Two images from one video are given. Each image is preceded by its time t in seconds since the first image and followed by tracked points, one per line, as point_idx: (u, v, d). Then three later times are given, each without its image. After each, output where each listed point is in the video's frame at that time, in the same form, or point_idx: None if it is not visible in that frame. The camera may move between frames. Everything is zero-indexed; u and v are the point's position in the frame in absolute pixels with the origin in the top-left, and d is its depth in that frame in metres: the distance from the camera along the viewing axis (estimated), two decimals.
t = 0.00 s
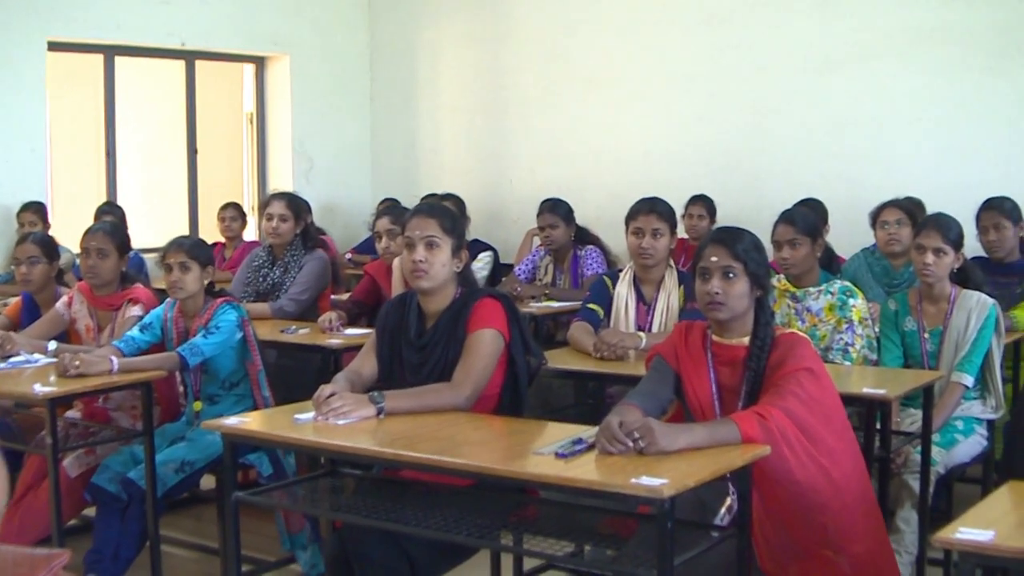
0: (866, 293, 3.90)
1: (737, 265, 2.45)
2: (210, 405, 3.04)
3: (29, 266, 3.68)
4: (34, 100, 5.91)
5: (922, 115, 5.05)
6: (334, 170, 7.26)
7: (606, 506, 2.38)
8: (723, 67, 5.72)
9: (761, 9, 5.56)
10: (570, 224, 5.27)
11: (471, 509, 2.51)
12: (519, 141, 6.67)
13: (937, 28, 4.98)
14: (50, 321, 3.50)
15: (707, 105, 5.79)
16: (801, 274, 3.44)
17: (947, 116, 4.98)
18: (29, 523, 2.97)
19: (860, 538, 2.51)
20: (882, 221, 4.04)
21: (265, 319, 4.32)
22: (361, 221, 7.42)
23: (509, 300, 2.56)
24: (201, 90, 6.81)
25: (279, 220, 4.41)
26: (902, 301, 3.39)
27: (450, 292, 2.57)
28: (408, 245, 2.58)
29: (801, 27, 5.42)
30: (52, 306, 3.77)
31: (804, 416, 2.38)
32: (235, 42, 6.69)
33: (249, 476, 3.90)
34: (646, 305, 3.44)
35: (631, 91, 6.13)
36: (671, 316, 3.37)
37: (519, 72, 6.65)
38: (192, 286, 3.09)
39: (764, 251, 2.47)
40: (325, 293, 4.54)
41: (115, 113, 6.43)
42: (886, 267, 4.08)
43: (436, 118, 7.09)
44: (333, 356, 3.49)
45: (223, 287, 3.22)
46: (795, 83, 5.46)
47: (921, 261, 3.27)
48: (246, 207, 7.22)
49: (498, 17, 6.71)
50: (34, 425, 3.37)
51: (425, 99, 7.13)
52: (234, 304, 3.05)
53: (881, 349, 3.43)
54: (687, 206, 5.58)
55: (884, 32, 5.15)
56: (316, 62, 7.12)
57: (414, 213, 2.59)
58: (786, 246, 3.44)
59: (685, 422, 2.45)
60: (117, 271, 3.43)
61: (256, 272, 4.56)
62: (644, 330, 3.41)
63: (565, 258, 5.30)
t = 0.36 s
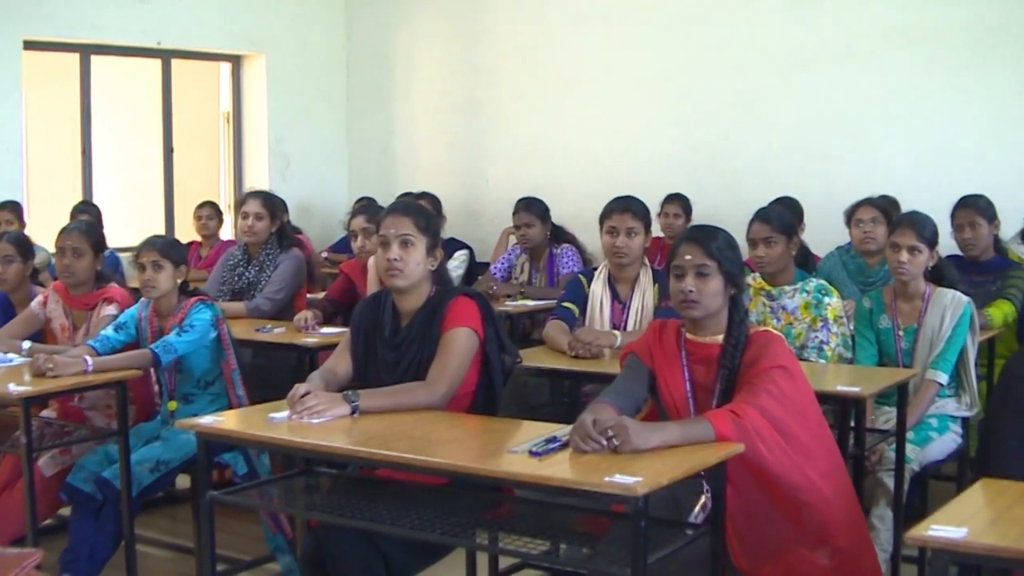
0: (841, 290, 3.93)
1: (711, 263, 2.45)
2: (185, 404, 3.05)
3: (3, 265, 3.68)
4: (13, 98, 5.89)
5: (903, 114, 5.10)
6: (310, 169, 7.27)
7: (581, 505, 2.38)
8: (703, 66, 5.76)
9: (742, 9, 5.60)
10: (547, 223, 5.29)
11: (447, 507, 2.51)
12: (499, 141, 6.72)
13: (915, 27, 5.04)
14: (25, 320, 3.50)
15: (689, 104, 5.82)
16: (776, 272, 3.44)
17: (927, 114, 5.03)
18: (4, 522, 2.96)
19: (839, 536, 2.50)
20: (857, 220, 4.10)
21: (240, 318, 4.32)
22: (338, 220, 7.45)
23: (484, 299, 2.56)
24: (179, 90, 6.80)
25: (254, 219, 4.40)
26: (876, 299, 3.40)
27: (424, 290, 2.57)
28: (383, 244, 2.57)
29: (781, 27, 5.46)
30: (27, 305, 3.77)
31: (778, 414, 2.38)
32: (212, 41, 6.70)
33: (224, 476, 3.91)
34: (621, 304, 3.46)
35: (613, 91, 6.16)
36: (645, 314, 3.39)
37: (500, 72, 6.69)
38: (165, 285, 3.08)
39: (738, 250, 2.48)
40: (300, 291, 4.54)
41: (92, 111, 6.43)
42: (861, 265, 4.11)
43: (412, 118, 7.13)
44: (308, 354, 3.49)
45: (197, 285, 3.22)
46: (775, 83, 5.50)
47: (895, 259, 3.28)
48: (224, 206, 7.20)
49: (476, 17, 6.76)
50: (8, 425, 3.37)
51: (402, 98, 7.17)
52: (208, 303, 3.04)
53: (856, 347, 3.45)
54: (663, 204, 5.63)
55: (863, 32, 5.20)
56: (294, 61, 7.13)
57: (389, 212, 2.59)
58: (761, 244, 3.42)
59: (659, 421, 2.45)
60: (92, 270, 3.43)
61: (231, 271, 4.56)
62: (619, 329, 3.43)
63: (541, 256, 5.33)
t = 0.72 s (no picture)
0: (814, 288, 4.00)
1: (682, 261, 2.45)
2: (157, 403, 3.07)
3: None
4: None
5: (881, 112, 5.20)
6: (285, 168, 7.27)
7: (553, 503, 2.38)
8: (683, 67, 5.83)
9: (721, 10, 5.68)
10: (521, 221, 5.27)
11: (420, 506, 2.51)
12: (478, 140, 6.77)
13: (892, 27, 5.14)
14: None
15: (669, 105, 5.90)
16: (747, 271, 3.43)
17: (905, 112, 5.13)
18: None
19: (813, 533, 2.50)
20: (830, 218, 4.09)
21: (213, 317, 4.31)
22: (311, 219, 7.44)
23: (456, 297, 2.56)
24: (153, 89, 6.80)
25: (227, 217, 4.39)
26: (849, 297, 3.40)
27: (397, 289, 2.56)
28: (356, 242, 2.57)
29: (760, 28, 5.54)
30: None
31: (750, 411, 2.38)
32: (186, 40, 6.69)
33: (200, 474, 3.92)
34: (594, 302, 3.46)
35: (593, 91, 6.23)
36: (618, 313, 3.38)
37: (479, 72, 6.74)
38: (136, 284, 3.08)
39: (710, 248, 2.48)
40: (273, 290, 4.53)
41: (66, 111, 6.43)
42: (834, 263, 4.16)
43: (387, 118, 7.18)
44: (281, 353, 3.47)
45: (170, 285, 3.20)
46: (754, 82, 5.58)
47: (868, 258, 3.30)
48: (198, 206, 7.17)
49: (452, 18, 6.81)
50: None
51: (376, 98, 7.22)
52: (180, 303, 3.06)
53: (829, 345, 3.42)
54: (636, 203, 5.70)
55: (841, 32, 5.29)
56: (269, 60, 7.12)
57: (361, 210, 2.59)
58: (734, 242, 3.42)
59: (631, 419, 2.44)
60: (66, 269, 3.43)
61: (204, 270, 4.54)
62: (592, 327, 3.43)
63: (514, 255, 5.34)
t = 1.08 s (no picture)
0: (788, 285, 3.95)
1: (655, 257, 2.44)
2: (129, 400, 3.06)
3: None
4: None
5: (858, 110, 5.31)
6: (258, 164, 7.22)
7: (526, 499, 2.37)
8: (661, 65, 5.89)
9: (698, 10, 5.75)
10: (494, 217, 5.29)
11: (393, 503, 2.51)
12: (453, 138, 6.78)
13: (868, 26, 5.24)
14: None
15: (647, 103, 5.95)
16: (722, 267, 3.41)
17: (881, 109, 5.24)
18: None
19: (781, 528, 2.51)
20: (804, 215, 4.12)
21: (186, 313, 4.31)
22: (283, 217, 7.40)
23: (429, 294, 2.55)
24: (127, 85, 6.76)
25: (200, 214, 4.40)
26: (822, 293, 3.42)
27: (370, 285, 2.56)
28: (328, 238, 2.57)
29: (738, 27, 5.61)
30: None
31: (722, 407, 2.38)
32: (160, 36, 6.64)
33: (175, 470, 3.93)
34: (568, 299, 3.45)
35: (572, 88, 6.25)
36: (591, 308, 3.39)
37: (454, 69, 6.74)
38: (107, 280, 3.11)
39: (682, 243, 2.47)
40: (246, 287, 4.53)
41: (38, 107, 6.40)
42: (808, 260, 4.14)
43: (360, 116, 7.18)
44: (255, 349, 3.49)
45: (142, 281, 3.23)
46: (733, 79, 5.65)
47: (841, 254, 3.31)
48: (171, 202, 7.11)
49: (426, 16, 6.83)
50: None
51: (349, 95, 7.21)
52: (152, 300, 3.06)
53: (802, 341, 3.45)
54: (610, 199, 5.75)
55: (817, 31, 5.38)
56: (241, 57, 7.08)
57: (334, 207, 2.60)
58: (707, 239, 3.40)
59: (603, 414, 2.44)
60: (38, 266, 3.45)
61: (176, 267, 4.52)
62: (565, 323, 3.43)
63: (488, 251, 5.35)
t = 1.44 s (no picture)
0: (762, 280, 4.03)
1: (629, 252, 2.44)
2: (103, 397, 3.14)
3: None
4: None
5: (837, 105, 5.37)
6: (232, 160, 7.25)
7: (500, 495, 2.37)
8: (642, 62, 5.96)
9: (676, 8, 5.83)
10: (468, 213, 5.30)
11: (368, 498, 2.51)
12: (430, 135, 6.85)
13: (845, 23, 5.32)
14: None
15: (627, 100, 6.03)
16: (696, 261, 3.44)
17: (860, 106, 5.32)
18: None
19: (748, 520, 2.53)
20: (778, 210, 4.16)
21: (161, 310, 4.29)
22: (257, 213, 7.41)
23: (403, 289, 2.55)
24: (103, 81, 6.73)
25: (174, 210, 4.39)
26: (796, 288, 3.43)
27: (344, 281, 2.56)
28: (301, 234, 2.57)
29: (717, 25, 5.69)
30: None
31: (696, 402, 2.39)
32: (135, 32, 6.66)
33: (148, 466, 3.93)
34: (542, 294, 3.49)
35: (552, 87, 6.33)
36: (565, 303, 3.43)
37: (432, 67, 6.82)
38: (84, 275, 3.16)
39: (657, 238, 2.47)
40: (221, 283, 4.50)
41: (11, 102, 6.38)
42: (782, 255, 4.17)
43: (335, 112, 7.25)
44: (229, 345, 3.52)
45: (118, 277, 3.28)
46: (711, 77, 5.72)
47: (815, 248, 3.34)
48: (146, 199, 7.10)
49: (402, 14, 6.90)
50: None
51: (324, 93, 7.28)
52: (125, 296, 3.12)
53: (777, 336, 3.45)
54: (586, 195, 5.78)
55: (794, 29, 5.46)
56: (217, 53, 7.12)
57: (307, 203, 2.60)
58: (681, 234, 3.42)
59: (578, 409, 2.43)
60: (11, 262, 3.45)
61: (151, 263, 4.53)
62: (540, 319, 3.46)
63: (463, 247, 5.36)
